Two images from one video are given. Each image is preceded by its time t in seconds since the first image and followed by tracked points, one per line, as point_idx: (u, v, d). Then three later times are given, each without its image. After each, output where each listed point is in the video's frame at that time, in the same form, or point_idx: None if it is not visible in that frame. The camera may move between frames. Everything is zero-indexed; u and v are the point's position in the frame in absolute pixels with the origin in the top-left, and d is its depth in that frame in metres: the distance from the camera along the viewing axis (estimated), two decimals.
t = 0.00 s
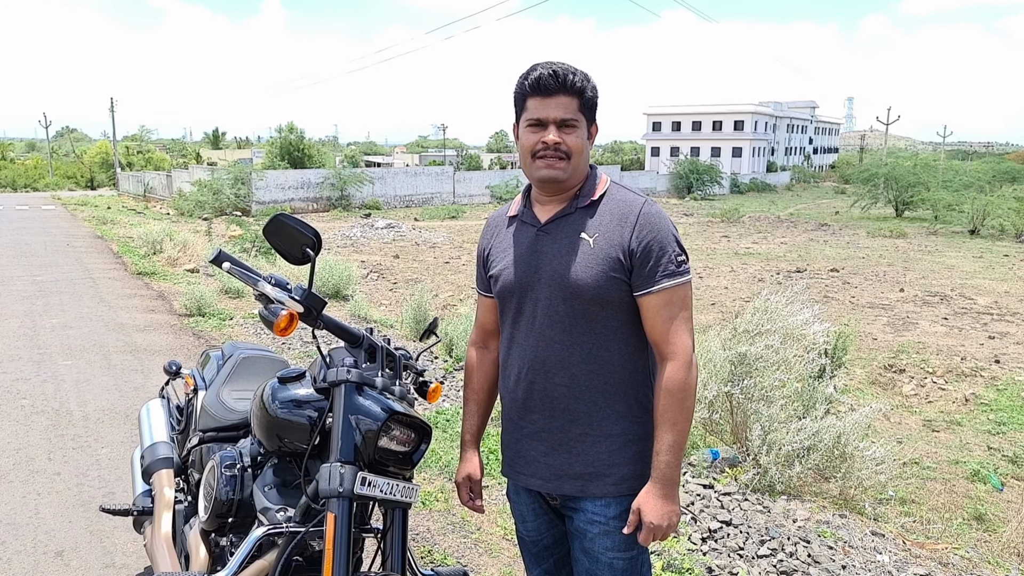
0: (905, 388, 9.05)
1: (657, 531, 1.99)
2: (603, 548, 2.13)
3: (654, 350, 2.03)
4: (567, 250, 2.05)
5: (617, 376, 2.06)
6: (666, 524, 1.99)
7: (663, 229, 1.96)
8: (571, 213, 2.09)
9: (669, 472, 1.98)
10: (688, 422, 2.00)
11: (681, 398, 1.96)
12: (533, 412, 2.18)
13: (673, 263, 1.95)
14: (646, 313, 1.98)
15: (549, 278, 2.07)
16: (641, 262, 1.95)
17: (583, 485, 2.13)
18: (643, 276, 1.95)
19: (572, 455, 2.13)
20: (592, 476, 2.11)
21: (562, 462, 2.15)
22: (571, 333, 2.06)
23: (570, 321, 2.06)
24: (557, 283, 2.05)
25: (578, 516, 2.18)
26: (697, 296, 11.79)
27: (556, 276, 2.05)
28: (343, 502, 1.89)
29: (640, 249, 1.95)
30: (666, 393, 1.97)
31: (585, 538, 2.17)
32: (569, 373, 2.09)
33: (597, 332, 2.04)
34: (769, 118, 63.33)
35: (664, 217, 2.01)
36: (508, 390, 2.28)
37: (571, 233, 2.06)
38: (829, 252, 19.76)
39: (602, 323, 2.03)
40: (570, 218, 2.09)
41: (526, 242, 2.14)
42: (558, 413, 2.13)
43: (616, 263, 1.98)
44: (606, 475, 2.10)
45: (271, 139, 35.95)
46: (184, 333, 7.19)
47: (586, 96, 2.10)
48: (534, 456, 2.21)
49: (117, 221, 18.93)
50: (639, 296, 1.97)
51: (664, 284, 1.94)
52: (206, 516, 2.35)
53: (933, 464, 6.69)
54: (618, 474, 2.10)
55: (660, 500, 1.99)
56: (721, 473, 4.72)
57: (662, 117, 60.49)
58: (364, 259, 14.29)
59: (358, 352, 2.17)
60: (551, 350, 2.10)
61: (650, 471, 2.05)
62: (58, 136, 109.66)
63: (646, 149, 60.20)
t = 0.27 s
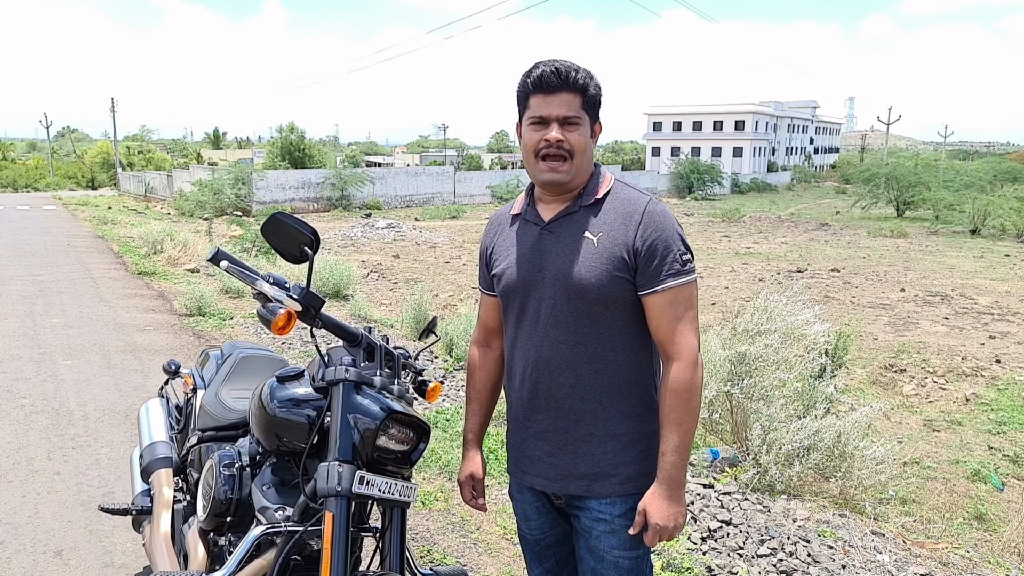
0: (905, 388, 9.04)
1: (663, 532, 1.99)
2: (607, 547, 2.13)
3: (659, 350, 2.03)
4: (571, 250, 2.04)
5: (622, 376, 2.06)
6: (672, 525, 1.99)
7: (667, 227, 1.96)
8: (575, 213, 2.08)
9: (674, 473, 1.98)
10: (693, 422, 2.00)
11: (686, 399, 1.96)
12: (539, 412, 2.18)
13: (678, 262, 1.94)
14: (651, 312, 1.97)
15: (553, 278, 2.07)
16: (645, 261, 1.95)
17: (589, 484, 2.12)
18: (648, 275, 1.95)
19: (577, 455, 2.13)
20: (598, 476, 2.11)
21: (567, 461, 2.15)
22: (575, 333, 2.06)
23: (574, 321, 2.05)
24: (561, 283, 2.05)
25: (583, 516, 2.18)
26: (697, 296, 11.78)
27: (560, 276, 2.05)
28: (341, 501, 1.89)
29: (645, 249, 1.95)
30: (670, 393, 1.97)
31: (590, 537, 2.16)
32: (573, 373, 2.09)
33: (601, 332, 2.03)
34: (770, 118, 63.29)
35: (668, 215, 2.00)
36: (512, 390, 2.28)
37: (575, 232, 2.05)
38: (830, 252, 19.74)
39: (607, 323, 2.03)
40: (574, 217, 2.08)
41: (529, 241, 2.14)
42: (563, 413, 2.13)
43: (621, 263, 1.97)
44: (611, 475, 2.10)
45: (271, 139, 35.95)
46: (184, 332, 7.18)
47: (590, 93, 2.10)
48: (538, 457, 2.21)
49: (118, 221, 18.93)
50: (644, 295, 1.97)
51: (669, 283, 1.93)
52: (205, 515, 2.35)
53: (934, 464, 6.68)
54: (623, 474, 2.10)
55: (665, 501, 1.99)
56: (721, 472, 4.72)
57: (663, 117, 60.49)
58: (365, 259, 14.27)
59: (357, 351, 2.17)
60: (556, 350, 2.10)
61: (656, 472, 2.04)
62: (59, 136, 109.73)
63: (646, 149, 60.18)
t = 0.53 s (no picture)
0: (905, 388, 9.03)
1: (661, 538, 1.99)
2: (612, 551, 2.12)
3: (664, 354, 2.02)
4: (578, 251, 2.04)
5: (628, 379, 2.06)
6: (671, 532, 1.99)
7: (676, 231, 1.95)
8: (583, 214, 2.09)
9: (676, 480, 1.98)
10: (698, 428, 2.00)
11: (692, 404, 1.96)
12: (544, 415, 2.18)
13: (686, 265, 1.94)
14: (657, 316, 1.97)
15: (560, 280, 2.07)
16: (653, 265, 1.94)
17: (594, 488, 2.13)
18: (655, 278, 1.95)
19: (582, 458, 2.13)
20: (602, 480, 2.11)
21: (571, 465, 2.15)
22: (581, 335, 2.06)
23: (580, 324, 2.06)
24: (566, 286, 2.05)
25: (587, 518, 2.17)
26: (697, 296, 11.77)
27: (567, 277, 2.05)
28: (337, 500, 1.89)
29: (653, 251, 1.94)
30: (676, 398, 1.96)
31: (594, 540, 2.16)
32: (579, 377, 2.09)
33: (607, 335, 2.04)
34: (770, 118, 63.29)
35: (676, 218, 2.00)
36: (518, 392, 2.28)
37: (582, 234, 2.06)
38: (831, 252, 19.73)
39: (612, 326, 2.03)
40: (582, 218, 2.09)
41: (536, 242, 2.14)
42: (568, 417, 2.13)
43: (628, 265, 1.97)
44: (616, 479, 2.10)
45: (272, 139, 35.96)
46: (184, 332, 7.19)
47: (598, 92, 2.10)
48: (543, 459, 2.21)
49: (118, 220, 18.94)
50: (651, 299, 1.97)
51: (676, 287, 1.93)
52: (202, 514, 2.35)
53: (933, 464, 6.68)
54: (628, 478, 2.10)
55: (665, 507, 1.99)
56: (721, 472, 4.71)
57: (664, 117, 60.48)
58: (365, 259, 14.27)
59: (354, 350, 2.16)
60: (561, 352, 2.10)
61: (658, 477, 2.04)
62: (60, 136, 109.77)
63: (647, 149, 60.17)
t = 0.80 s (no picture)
0: (906, 388, 9.02)
1: (670, 546, 1.98)
2: (612, 557, 2.12)
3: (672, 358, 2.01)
4: (584, 251, 2.04)
5: (633, 382, 2.05)
6: (680, 540, 1.98)
7: (685, 233, 1.94)
8: (590, 213, 2.08)
9: (685, 487, 1.97)
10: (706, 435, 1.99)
11: (700, 410, 1.95)
12: (546, 416, 2.18)
13: (695, 268, 1.93)
14: (665, 319, 1.96)
15: (565, 280, 2.06)
16: (661, 267, 1.93)
17: (595, 493, 2.11)
18: (663, 281, 1.94)
19: (583, 462, 2.12)
20: (604, 485, 2.10)
21: (573, 468, 2.14)
22: (586, 337, 2.05)
23: (585, 325, 2.05)
24: (572, 286, 2.05)
25: (588, 524, 2.16)
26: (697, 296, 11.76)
27: (572, 277, 2.04)
28: (331, 499, 1.89)
29: (660, 254, 1.94)
30: (684, 403, 1.96)
31: (595, 546, 2.15)
32: (582, 379, 2.08)
33: (612, 336, 2.03)
34: (772, 118, 63.26)
35: (685, 220, 1.98)
36: (520, 392, 2.27)
37: (589, 234, 2.05)
38: (831, 252, 19.71)
39: (618, 329, 2.02)
40: (588, 217, 2.08)
41: (542, 241, 2.14)
42: (571, 419, 2.12)
43: (635, 267, 1.96)
44: (618, 485, 2.09)
45: (273, 139, 35.97)
46: (184, 332, 7.19)
47: (606, 88, 2.09)
48: (545, 461, 2.21)
49: (119, 220, 18.95)
50: (659, 302, 1.96)
51: (685, 290, 1.92)
52: (197, 513, 2.35)
53: (933, 464, 6.66)
54: (631, 484, 2.08)
55: (674, 515, 1.98)
56: (719, 472, 4.69)
57: (665, 117, 60.47)
58: (365, 259, 14.27)
59: (349, 349, 2.16)
60: (565, 353, 2.10)
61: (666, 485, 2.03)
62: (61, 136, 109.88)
63: (648, 149, 60.15)
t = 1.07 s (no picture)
0: (906, 388, 9.01)
1: (674, 557, 1.94)
2: (606, 561, 2.09)
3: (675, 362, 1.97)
4: (584, 251, 2.01)
5: (632, 385, 2.02)
6: (684, 551, 1.94)
7: (688, 236, 1.90)
8: (593, 212, 2.05)
9: (688, 496, 1.93)
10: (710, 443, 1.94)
11: (701, 417, 1.91)
12: (542, 416, 2.17)
13: (698, 271, 1.88)
14: (666, 321, 1.92)
15: (565, 279, 2.04)
16: (662, 269, 1.90)
17: (589, 495, 2.09)
18: (664, 283, 1.90)
19: (578, 464, 2.10)
20: (598, 488, 2.07)
21: (567, 470, 2.13)
22: (583, 337, 2.03)
23: (583, 325, 2.03)
24: (571, 285, 2.02)
25: (581, 528, 2.14)
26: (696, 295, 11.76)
27: (571, 277, 2.02)
28: (322, 496, 1.89)
29: (662, 256, 1.89)
30: (685, 410, 1.92)
31: (589, 550, 2.13)
32: (579, 380, 2.06)
33: (611, 338, 2.00)
34: (773, 118, 63.21)
35: (690, 223, 1.94)
36: (520, 390, 2.27)
37: (589, 233, 2.03)
38: (832, 252, 19.69)
39: (616, 331, 1.99)
40: (591, 216, 2.05)
41: (544, 238, 2.13)
42: (566, 420, 2.11)
43: (636, 268, 1.93)
44: (612, 488, 2.06)
45: (274, 139, 36.01)
46: (183, 331, 7.20)
47: (573, 88, 1.99)
48: (540, 461, 2.19)
49: (120, 220, 18.98)
50: (659, 304, 1.92)
51: (687, 294, 1.88)
52: (190, 511, 2.35)
53: (932, 464, 6.65)
54: (626, 489, 2.05)
55: (677, 526, 1.94)
56: (718, 471, 4.65)
57: (666, 117, 60.49)
58: (365, 259, 14.28)
59: (341, 347, 2.16)
60: (562, 353, 2.08)
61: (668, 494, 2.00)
62: (62, 137, 109.91)
63: (649, 149, 60.14)
